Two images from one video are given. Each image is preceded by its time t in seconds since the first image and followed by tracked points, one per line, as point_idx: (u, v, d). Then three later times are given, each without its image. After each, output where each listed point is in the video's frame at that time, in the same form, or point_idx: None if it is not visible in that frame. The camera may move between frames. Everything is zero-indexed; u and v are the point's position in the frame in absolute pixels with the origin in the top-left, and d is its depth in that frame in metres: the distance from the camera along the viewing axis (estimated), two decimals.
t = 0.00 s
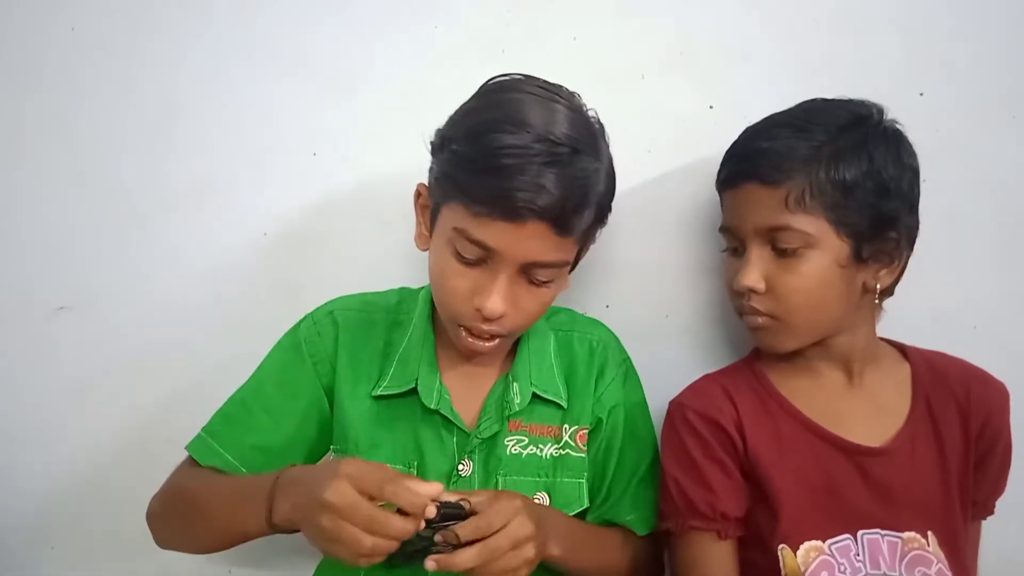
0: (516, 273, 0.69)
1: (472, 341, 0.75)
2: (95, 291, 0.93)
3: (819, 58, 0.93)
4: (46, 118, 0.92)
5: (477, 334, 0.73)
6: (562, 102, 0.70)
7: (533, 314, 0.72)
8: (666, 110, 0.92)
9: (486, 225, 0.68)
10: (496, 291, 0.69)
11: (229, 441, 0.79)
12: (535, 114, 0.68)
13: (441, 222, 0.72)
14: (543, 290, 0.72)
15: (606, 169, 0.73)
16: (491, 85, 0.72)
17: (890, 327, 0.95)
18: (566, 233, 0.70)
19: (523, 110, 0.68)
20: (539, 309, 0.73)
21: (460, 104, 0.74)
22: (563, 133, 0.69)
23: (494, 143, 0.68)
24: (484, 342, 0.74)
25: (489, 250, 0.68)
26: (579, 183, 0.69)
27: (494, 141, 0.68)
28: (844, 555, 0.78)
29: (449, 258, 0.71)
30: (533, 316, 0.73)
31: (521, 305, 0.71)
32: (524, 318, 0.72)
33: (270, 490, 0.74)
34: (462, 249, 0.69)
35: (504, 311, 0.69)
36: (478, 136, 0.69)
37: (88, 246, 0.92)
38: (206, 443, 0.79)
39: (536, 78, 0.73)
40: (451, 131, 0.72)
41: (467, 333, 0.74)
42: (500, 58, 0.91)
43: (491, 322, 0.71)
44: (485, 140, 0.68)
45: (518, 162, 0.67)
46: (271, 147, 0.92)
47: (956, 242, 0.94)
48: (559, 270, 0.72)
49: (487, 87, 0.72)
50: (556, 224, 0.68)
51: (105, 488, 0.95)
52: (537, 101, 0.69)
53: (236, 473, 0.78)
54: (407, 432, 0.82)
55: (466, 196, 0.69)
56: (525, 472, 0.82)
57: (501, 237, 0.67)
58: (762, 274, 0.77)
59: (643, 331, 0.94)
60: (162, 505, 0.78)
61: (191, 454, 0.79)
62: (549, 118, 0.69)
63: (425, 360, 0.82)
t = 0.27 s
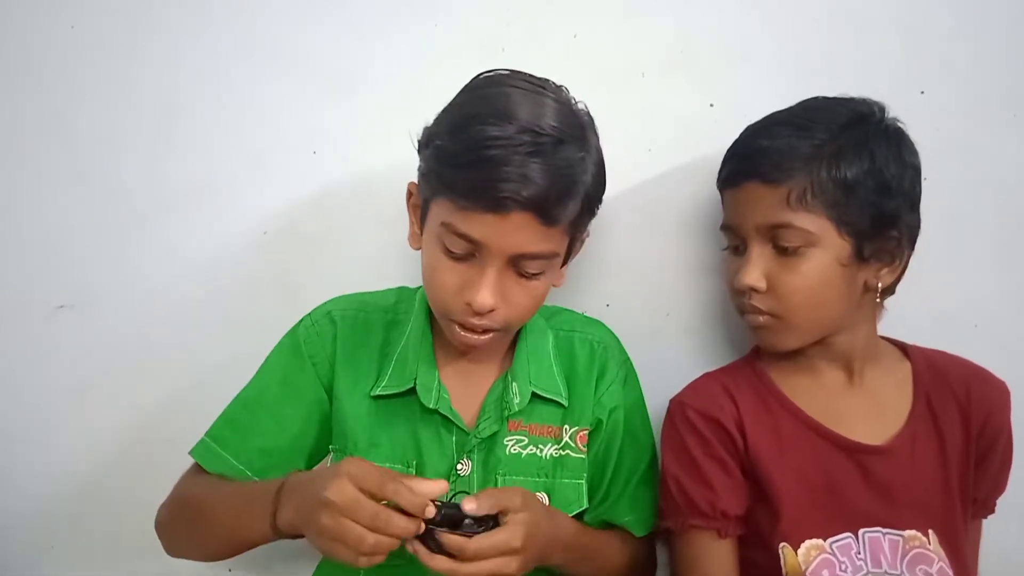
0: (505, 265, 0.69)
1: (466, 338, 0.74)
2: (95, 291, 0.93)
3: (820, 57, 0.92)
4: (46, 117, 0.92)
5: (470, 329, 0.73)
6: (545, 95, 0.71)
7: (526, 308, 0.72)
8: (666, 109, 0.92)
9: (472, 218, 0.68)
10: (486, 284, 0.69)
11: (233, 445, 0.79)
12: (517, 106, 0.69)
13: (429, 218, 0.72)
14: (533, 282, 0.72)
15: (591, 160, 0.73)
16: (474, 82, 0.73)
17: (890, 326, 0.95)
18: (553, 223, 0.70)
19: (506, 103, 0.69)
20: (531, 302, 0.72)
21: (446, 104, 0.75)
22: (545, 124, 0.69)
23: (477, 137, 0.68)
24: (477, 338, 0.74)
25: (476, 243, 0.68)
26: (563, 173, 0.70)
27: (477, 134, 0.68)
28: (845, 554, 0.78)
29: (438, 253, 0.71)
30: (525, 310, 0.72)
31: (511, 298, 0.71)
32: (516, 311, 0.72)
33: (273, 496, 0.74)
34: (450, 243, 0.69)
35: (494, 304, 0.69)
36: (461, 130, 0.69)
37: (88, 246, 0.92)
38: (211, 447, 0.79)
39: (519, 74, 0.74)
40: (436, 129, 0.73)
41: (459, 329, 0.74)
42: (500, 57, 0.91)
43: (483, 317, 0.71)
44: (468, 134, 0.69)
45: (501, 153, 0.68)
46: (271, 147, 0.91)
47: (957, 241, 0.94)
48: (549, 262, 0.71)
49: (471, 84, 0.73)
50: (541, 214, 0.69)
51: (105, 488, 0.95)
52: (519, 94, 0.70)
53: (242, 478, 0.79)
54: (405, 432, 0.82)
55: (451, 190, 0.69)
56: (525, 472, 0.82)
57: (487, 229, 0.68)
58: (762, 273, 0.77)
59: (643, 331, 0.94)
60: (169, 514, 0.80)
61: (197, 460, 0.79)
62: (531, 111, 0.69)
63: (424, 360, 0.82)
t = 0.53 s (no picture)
0: (502, 260, 0.69)
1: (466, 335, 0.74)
2: (95, 291, 0.93)
3: (823, 54, 0.92)
4: (45, 117, 0.92)
5: (470, 325, 0.73)
6: (536, 89, 0.71)
7: (525, 303, 0.72)
8: (668, 106, 0.92)
9: (467, 213, 0.68)
10: (484, 279, 0.69)
11: (251, 451, 0.79)
12: (509, 101, 0.69)
13: (426, 216, 0.72)
14: (532, 277, 0.71)
15: (585, 153, 0.73)
16: (466, 80, 0.73)
17: (892, 323, 0.95)
18: (549, 216, 0.70)
19: (498, 98, 0.69)
20: (530, 297, 0.72)
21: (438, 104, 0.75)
22: (537, 118, 0.69)
23: (469, 132, 0.68)
24: (477, 335, 0.74)
25: (472, 239, 0.68)
26: (556, 166, 0.70)
27: (469, 129, 0.68)
28: (847, 551, 0.78)
29: (435, 251, 0.71)
30: (524, 305, 0.72)
31: (510, 293, 0.70)
32: (515, 307, 0.71)
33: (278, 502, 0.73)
34: (447, 240, 0.69)
35: (493, 299, 0.69)
36: (454, 127, 0.70)
37: (89, 246, 0.92)
38: (229, 453, 0.79)
39: (511, 70, 0.74)
40: (429, 128, 0.73)
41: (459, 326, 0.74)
42: (501, 55, 0.91)
43: (483, 313, 0.70)
44: (460, 130, 0.69)
45: (493, 148, 0.68)
46: (271, 146, 0.91)
47: (959, 239, 0.94)
48: (546, 256, 0.71)
49: (463, 82, 0.74)
50: (536, 207, 0.68)
51: (107, 488, 0.95)
52: (511, 89, 0.70)
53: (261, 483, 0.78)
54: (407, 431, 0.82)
55: (445, 186, 0.69)
56: (527, 472, 0.82)
57: (483, 224, 0.67)
58: (765, 270, 0.77)
59: (645, 328, 0.94)
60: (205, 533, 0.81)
61: (216, 469, 0.80)
62: (523, 105, 0.69)
63: (425, 359, 0.82)
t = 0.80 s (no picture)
0: (533, 249, 0.70)
1: (500, 324, 0.75)
2: (139, 280, 0.95)
3: (866, 44, 0.90)
4: (92, 108, 0.94)
5: (503, 315, 0.73)
6: (561, 75, 0.71)
7: (557, 290, 0.72)
8: (705, 98, 0.91)
9: (496, 202, 0.68)
10: (516, 268, 0.70)
11: (299, 452, 0.81)
12: (534, 89, 0.70)
13: (456, 208, 0.73)
14: (563, 265, 0.72)
15: (613, 138, 0.73)
16: (491, 70, 0.74)
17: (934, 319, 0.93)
18: (579, 201, 0.70)
19: (523, 86, 0.70)
20: (562, 285, 0.73)
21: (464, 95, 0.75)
22: (564, 104, 0.69)
23: (496, 121, 0.69)
24: (510, 324, 0.75)
25: (503, 228, 0.69)
26: (584, 151, 0.70)
27: (496, 118, 0.69)
28: (884, 549, 0.77)
29: (467, 242, 0.71)
30: (556, 293, 0.73)
31: (542, 281, 0.71)
32: (547, 295, 0.72)
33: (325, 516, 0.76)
34: (478, 230, 0.70)
35: (525, 288, 0.70)
36: (481, 116, 0.70)
37: (133, 235, 0.95)
38: (275, 453, 0.81)
39: (535, 57, 0.74)
40: (456, 120, 0.74)
41: (493, 316, 0.74)
42: (537, 47, 0.91)
43: (516, 301, 0.71)
44: (487, 119, 0.69)
45: (521, 135, 0.68)
46: (310, 138, 0.93)
47: (1005, 235, 0.91)
48: (577, 243, 0.72)
49: (488, 73, 0.74)
50: (565, 193, 0.69)
51: (149, 471, 0.97)
52: (535, 76, 0.71)
53: (309, 482, 0.81)
54: (443, 421, 0.83)
55: (474, 176, 0.70)
56: (562, 464, 0.82)
57: (513, 212, 0.68)
58: (803, 267, 0.76)
59: (680, 322, 0.94)
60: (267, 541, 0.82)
61: (264, 468, 0.82)
62: (549, 92, 0.70)
63: (461, 351, 0.83)
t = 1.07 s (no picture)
0: (513, 243, 0.70)
1: (484, 321, 0.75)
2: (126, 282, 0.94)
3: (855, 46, 0.91)
4: (78, 109, 0.93)
5: (487, 312, 0.73)
6: (534, 72, 0.72)
7: (540, 284, 0.72)
8: (695, 99, 0.91)
9: (474, 198, 0.69)
10: (497, 264, 0.70)
11: (283, 454, 0.80)
12: (508, 85, 0.70)
13: (435, 207, 0.73)
14: (544, 258, 0.72)
15: (589, 131, 0.74)
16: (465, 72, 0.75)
17: (922, 320, 0.93)
18: (557, 193, 0.70)
19: (496, 83, 0.71)
20: (544, 278, 0.73)
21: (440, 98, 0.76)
22: (537, 99, 0.70)
23: (471, 118, 0.70)
24: (495, 321, 0.75)
25: (482, 223, 0.69)
26: (560, 144, 0.70)
27: (471, 115, 0.70)
28: (871, 550, 0.77)
29: (447, 240, 0.72)
30: (539, 287, 0.73)
31: (524, 276, 0.71)
32: (529, 289, 0.72)
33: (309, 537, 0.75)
34: (458, 228, 0.70)
35: (507, 283, 0.70)
36: (456, 114, 0.71)
37: (120, 237, 0.94)
38: (262, 457, 0.81)
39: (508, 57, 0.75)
40: (433, 121, 0.75)
41: (477, 313, 0.74)
42: (527, 48, 0.91)
43: (499, 297, 0.71)
44: (463, 117, 0.70)
45: (496, 130, 0.69)
46: (298, 138, 0.92)
47: (992, 236, 0.92)
48: (557, 236, 0.72)
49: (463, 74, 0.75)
50: (542, 186, 0.69)
51: (135, 475, 0.96)
52: (508, 74, 0.72)
53: (293, 485, 0.80)
54: (427, 421, 0.82)
55: (451, 173, 0.70)
56: (545, 464, 0.82)
57: (491, 207, 0.69)
58: (790, 270, 0.76)
59: (669, 323, 0.93)
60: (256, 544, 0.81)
61: (250, 472, 0.81)
62: (522, 87, 0.70)
63: (444, 349, 0.82)
